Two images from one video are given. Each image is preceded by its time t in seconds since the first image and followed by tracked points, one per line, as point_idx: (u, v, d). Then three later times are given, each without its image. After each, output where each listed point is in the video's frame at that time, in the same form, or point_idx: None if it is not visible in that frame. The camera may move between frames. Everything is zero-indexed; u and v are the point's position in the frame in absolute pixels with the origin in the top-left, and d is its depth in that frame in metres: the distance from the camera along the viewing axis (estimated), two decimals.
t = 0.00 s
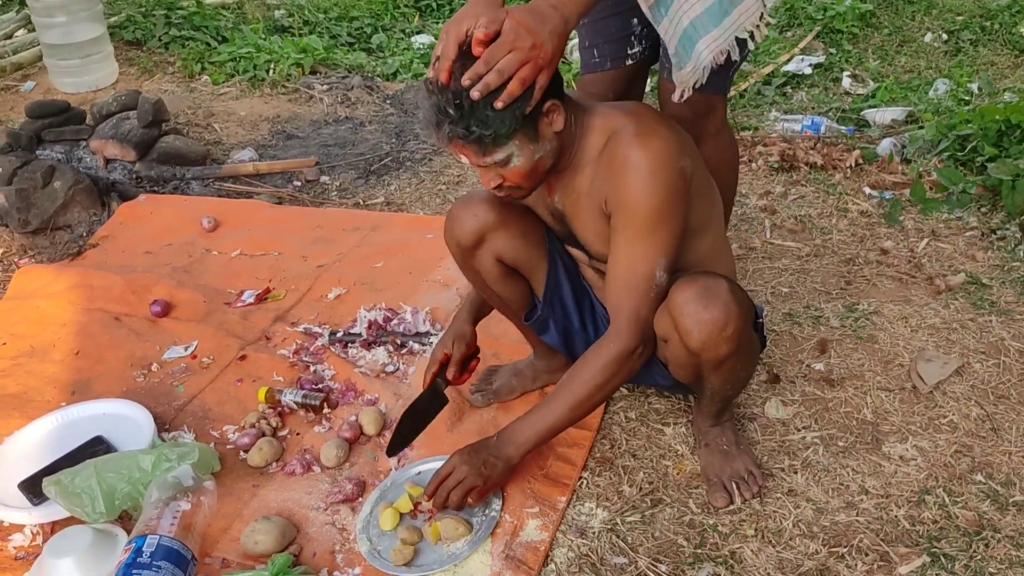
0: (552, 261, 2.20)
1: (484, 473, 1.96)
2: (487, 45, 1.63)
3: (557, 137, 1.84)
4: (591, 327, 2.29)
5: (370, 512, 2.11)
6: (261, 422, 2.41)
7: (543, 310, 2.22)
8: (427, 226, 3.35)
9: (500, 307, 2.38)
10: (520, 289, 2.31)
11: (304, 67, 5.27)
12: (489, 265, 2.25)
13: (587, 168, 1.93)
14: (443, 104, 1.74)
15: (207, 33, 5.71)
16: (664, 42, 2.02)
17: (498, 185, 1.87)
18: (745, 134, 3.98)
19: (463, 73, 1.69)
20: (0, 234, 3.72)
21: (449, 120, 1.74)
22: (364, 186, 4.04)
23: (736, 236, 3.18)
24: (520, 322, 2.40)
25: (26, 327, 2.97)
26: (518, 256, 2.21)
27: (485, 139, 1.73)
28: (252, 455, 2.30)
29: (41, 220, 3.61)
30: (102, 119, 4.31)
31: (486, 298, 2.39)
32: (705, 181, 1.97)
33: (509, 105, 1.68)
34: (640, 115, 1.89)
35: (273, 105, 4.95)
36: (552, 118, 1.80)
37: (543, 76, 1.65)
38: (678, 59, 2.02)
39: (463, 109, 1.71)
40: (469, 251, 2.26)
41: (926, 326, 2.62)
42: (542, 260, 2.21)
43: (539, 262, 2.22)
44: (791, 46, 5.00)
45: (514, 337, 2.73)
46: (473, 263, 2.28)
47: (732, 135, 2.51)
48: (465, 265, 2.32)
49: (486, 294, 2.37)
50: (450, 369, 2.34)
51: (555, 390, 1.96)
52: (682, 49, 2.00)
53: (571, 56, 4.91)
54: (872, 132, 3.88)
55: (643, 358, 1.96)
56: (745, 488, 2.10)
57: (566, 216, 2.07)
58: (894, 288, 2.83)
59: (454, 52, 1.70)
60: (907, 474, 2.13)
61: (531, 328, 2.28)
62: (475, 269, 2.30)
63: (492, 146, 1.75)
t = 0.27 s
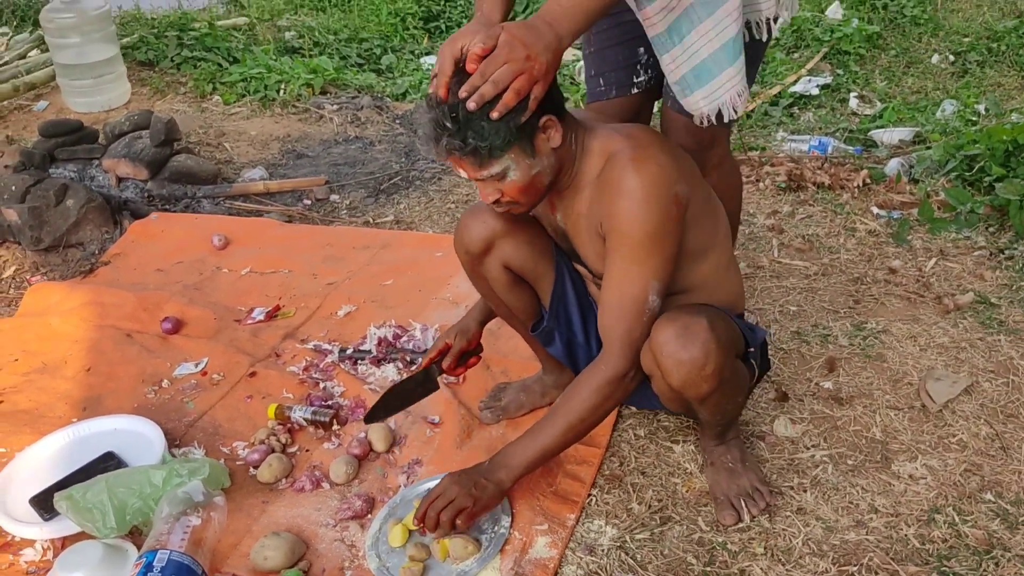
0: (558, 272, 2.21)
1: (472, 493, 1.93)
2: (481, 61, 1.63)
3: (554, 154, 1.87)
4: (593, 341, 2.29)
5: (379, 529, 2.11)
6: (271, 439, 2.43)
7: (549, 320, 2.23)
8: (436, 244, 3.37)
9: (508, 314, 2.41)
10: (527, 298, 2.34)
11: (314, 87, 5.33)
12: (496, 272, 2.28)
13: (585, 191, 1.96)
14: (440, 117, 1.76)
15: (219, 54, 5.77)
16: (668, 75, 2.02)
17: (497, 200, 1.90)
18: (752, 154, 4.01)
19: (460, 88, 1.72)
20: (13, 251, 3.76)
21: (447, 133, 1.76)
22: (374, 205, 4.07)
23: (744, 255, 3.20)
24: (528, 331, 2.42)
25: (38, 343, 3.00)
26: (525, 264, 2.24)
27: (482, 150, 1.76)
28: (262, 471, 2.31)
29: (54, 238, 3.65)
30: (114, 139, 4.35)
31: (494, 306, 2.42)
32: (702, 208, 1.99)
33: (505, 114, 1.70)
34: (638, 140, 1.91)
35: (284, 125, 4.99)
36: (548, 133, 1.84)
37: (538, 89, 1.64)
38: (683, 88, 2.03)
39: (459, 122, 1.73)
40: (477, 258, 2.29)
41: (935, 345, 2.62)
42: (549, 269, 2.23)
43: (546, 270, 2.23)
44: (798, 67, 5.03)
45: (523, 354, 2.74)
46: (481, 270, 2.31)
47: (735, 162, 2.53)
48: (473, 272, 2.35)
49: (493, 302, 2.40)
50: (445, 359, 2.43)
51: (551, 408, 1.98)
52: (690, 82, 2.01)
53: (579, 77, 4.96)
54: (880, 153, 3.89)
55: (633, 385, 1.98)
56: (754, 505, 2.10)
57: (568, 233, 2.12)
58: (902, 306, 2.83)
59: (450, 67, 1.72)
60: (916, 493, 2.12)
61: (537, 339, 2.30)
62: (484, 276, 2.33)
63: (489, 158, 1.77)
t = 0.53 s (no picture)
0: (557, 284, 2.24)
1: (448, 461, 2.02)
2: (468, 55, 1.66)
3: (541, 157, 1.90)
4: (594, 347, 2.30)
5: (388, 540, 2.13)
6: (281, 450, 2.45)
7: (551, 334, 2.25)
8: (445, 256, 3.39)
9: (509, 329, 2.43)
10: (527, 313, 2.36)
11: (324, 99, 5.37)
12: (496, 288, 2.31)
13: (573, 198, 1.98)
14: (424, 106, 1.82)
15: (229, 66, 5.82)
16: (652, 91, 1.93)
17: (482, 198, 1.92)
18: (760, 166, 4.02)
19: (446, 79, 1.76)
20: (25, 262, 3.80)
21: (427, 123, 1.82)
22: (382, 216, 4.10)
23: (751, 267, 3.21)
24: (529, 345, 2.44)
25: (50, 354, 3.03)
26: (524, 277, 2.26)
27: (459, 143, 1.80)
28: (272, 482, 2.33)
29: (66, 249, 3.69)
30: (126, 150, 4.39)
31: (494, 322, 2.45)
32: (691, 218, 2.01)
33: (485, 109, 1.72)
34: (625, 149, 1.94)
35: (293, 137, 5.03)
36: (533, 134, 1.86)
37: (519, 89, 1.67)
38: (666, 106, 1.95)
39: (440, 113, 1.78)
40: (477, 275, 2.32)
41: (942, 358, 2.63)
42: (548, 281, 2.25)
43: (546, 283, 2.26)
44: (805, 79, 5.04)
45: (531, 366, 2.76)
46: (481, 285, 2.33)
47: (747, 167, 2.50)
48: (474, 289, 2.38)
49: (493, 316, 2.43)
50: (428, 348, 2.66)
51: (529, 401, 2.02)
52: (676, 101, 1.93)
53: (587, 89, 4.98)
54: (887, 165, 3.90)
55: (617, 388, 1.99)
56: (761, 519, 2.10)
57: (561, 241, 2.14)
58: (909, 319, 2.84)
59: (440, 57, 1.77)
60: (924, 507, 2.13)
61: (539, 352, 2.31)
62: (484, 292, 2.35)
63: (467, 152, 1.82)
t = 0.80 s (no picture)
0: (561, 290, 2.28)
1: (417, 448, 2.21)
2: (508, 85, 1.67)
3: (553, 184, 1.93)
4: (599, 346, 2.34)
5: (396, 545, 2.14)
6: (290, 455, 2.46)
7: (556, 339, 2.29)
8: (453, 262, 3.41)
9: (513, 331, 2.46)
10: (532, 316, 2.38)
11: (332, 105, 5.40)
12: (501, 292, 2.33)
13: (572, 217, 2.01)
14: (449, 131, 1.84)
15: (239, 73, 5.86)
16: (677, 125, 1.91)
17: (491, 220, 1.96)
18: (767, 173, 4.03)
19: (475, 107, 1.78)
20: (37, 268, 3.83)
21: (452, 148, 1.84)
22: (391, 223, 4.12)
23: (758, 274, 3.21)
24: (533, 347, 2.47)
25: (61, 359, 3.05)
26: (529, 282, 2.29)
27: (484, 172, 1.83)
28: (281, 487, 2.34)
29: (77, 255, 3.72)
30: (136, 157, 4.42)
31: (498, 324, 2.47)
32: (689, 253, 2.02)
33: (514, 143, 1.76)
34: (631, 181, 1.95)
35: (302, 143, 5.07)
36: (552, 165, 1.89)
37: (549, 127, 1.72)
38: (692, 139, 1.92)
39: (467, 141, 1.81)
40: (481, 279, 2.34)
41: (949, 365, 2.63)
42: (551, 285, 2.29)
43: (549, 288, 2.29)
44: (812, 86, 5.05)
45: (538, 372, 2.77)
46: (486, 290, 2.36)
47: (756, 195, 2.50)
48: (479, 292, 2.40)
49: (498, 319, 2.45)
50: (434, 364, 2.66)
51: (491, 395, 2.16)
52: (701, 133, 1.91)
53: (595, 96, 5.00)
54: (894, 172, 3.91)
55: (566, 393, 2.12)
56: (768, 526, 2.11)
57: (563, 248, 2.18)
58: (916, 326, 2.84)
59: (472, 83, 1.79)
60: (931, 514, 2.13)
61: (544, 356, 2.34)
62: (488, 296, 2.38)
63: (490, 180, 1.85)
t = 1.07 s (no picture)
0: (564, 300, 2.26)
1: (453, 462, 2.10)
2: (507, 100, 1.69)
3: (547, 193, 1.94)
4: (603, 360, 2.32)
5: (401, 550, 2.14)
6: (297, 459, 2.47)
7: (559, 349, 2.27)
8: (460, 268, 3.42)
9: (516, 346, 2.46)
10: (535, 330, 2.37)
11: (343, 112, 5.43)
12: (503, 305, 2.33)
13: (574, 222, 2.00)
14: (446, 134, 1.86)
15: (250, 79, 5.89)
16: (670, 129, 1.93)
17: (480, 222, 1.96)
18: (775, 181, 4.03)
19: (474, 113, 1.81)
20: (48, 272, 3.84)
21: (446, 151, 1.86)
22: (399, 229, 4.14)
23: (765, 282, 3.21)
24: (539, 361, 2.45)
25: (71, 362, 3.07)
26: (531, 294, 2.28)
27: (473, 177, 1.85)
28: (288, 491, 2.35)
29: (87, 259, 3.76)
30: (147, 162, 4.45)
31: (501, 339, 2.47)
32: (692, 241, 2.01)
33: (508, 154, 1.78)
34: (622, 173, 1.95)
35: (312, 149, 5.09)
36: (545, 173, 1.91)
37: (544, 143, 1.74)
38: (684, 144, 1.94)
39: (462, 146, 1.83)
40: (484, 293, 2.35)
41: (957, 374, 2.62)
42: (554, 298, 2.28)
43: (552, 300, 2.28)
44: (822, 94, 5.04)
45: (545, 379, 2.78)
46: (489, 304, 2.36)
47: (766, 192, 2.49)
48: (482, 306, 2.41)
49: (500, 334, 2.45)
50: (444, 385, 2.58)
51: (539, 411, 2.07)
52: (694, 139, 1.92)
53: (604, 103, 5.01)
54: (903, 180, 3.90)
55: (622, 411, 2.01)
56: (774, 534, 2.10)
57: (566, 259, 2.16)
58: (924, 335, 2.83)
59: (473, 89, 1.82)
60: (937, 523, 2.12)
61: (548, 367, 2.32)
62: (492, 310, 2.38)
63: (480, 186, 1.87)
